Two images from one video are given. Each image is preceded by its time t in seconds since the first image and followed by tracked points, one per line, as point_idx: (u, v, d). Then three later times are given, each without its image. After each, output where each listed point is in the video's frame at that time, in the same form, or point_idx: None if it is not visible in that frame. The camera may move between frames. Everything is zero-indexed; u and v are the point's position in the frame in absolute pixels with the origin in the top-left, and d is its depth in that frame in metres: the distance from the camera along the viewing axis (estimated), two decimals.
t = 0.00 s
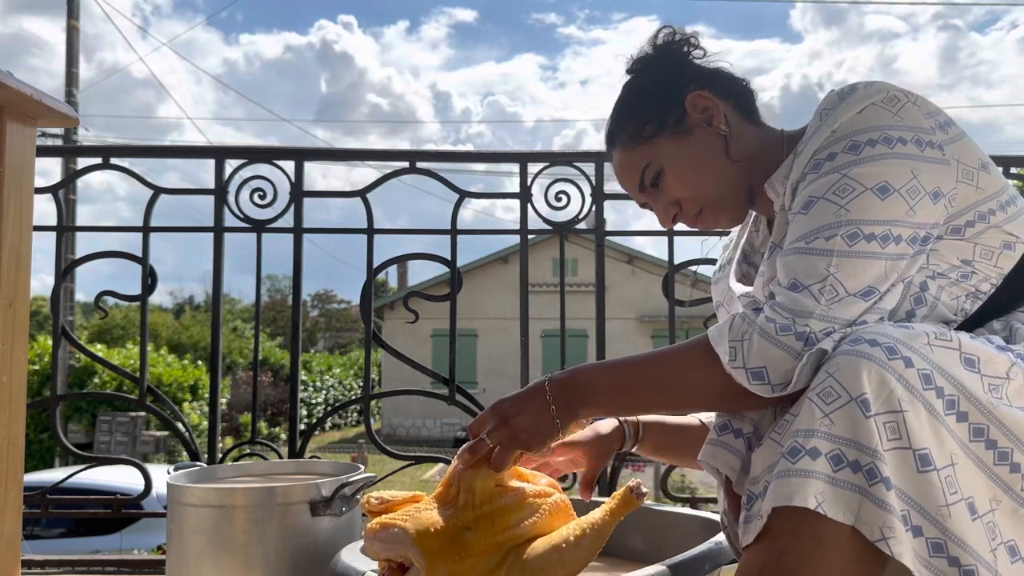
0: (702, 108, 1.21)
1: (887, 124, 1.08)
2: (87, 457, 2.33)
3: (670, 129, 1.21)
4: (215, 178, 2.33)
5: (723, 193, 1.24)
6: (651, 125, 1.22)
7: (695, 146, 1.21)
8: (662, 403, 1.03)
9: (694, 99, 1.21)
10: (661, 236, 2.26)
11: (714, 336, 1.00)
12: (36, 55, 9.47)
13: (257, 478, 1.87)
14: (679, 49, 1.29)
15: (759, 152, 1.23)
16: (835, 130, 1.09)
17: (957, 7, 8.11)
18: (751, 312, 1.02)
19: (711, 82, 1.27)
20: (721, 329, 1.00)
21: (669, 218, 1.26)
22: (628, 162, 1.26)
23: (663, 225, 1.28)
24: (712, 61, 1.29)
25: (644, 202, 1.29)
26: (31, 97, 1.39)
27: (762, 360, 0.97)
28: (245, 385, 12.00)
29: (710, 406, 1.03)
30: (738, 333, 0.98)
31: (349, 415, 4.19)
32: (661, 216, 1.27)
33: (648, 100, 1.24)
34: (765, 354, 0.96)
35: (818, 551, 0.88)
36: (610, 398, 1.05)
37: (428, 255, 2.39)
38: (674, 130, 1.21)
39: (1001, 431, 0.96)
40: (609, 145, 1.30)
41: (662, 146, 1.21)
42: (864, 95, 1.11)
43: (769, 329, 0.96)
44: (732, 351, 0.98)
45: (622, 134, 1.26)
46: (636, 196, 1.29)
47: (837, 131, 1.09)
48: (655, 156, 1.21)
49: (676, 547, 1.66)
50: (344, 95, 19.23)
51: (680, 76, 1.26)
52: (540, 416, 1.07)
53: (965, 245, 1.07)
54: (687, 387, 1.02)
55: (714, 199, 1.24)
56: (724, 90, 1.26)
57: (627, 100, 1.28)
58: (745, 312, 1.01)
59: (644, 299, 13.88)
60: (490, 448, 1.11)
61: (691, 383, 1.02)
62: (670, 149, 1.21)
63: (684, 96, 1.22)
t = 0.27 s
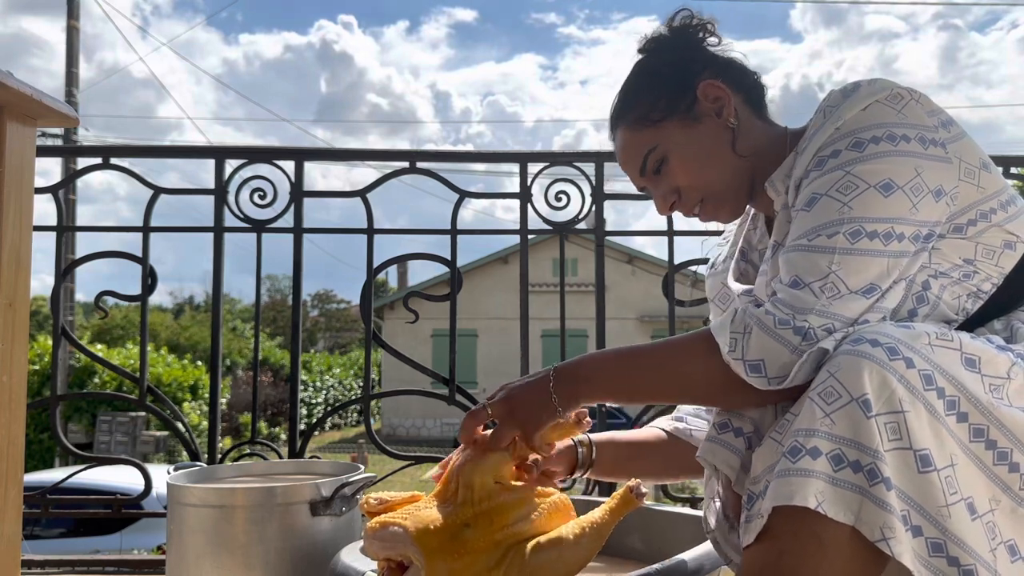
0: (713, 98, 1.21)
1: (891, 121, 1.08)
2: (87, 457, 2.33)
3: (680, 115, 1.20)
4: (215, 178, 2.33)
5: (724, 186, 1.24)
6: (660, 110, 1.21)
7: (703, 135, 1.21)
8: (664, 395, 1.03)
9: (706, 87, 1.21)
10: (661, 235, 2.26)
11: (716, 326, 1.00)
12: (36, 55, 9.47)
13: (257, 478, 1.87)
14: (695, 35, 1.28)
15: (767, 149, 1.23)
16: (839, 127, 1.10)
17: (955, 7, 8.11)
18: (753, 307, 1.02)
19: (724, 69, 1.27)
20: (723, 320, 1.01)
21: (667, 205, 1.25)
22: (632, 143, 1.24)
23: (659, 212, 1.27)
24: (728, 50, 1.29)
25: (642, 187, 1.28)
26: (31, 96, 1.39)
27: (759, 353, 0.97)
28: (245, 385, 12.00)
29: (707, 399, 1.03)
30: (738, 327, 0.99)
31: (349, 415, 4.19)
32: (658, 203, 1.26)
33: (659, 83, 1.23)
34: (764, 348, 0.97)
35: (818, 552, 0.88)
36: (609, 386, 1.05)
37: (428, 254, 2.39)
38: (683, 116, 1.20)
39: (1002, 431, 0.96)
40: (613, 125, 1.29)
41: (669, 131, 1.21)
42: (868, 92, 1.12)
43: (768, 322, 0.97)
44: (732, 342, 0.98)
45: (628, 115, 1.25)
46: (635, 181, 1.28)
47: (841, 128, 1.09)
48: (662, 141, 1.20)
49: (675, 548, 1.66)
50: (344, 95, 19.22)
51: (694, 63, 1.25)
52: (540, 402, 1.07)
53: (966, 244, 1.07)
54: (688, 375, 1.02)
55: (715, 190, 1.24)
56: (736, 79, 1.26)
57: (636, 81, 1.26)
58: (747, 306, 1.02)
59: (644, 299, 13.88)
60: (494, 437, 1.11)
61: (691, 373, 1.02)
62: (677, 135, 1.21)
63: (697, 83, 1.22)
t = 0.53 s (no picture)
0: (734, 87, 1.19)
1: (895, 123, 1.08)
2: (87, 457, 2.33)
3: (699, 100, 1.18)
4: (215, 178, 2.33)
5: (729, 180, 1.24)
6: (680, 89, 1.18)
7: (717, 124, 1.19)
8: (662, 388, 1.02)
9: (730, 75, 1.19)
10: (660, 236, 2.26)
11: (723, 330, 1.00)
12: (36, 55, 9.48)
13: (257, 478, 1.87)
14: (723, 16, 1.25)
15: (774, 145, 1.24)
16: (843, 128, 1.10)
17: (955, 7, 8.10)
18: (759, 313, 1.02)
19: (747, 56, 1.25)
20: (730, 324, 1.00)
21: (667, 189, 1.23)
22: (643, 121, 1.21)
23: (656, 194, 1.25)
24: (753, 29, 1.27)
25: (644, 166, 1.25)
26: (31, 97, 1.39)
27: (767, 362, 0.97)
28: (245, 385, 12.00)
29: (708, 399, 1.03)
30: (745, 337, 0.98)
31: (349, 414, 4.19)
32: (658, 185, 1.24)
33: (683, 61, 1.19)
34: (772, 356, 0.97)
35: (825, 556, 0.88)
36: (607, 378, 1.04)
37: (428, 254, 2.40)
38: (701, 101, 1.18)
39: (1006, 432, 0.96)
40: (623, 96, 1.25)
41: (685, 114, 1.18)
42: (872, 94, 1.12)
43: (777, 330, 0.97)
44: (739, 349, 0.98)
45: (643, 90, 1.21)
46: (636, 157, 1.26)
47: (845, 129, 1.09)
48: (675, 123, 1.18)
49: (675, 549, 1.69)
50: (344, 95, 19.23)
51: (719, 44, 1.22)
52: (537, 400, 1.05)
53: (968, 249, 1.07)
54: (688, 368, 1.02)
55: (718, 182, 1.23)
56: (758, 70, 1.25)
57: (657, 53, 1.22)
58: (753, 312, 1.01)
59: (643, 299, 13.87)
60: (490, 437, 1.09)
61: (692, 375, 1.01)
62: (691, 119, 1.18)
63: (722, 69, 1.20)
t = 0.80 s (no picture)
0: (754, 92, 1.16)
1: (899, 133, 1.07)
2: (87, 457, 2.33)
3: (716, 99, 1.14)
4: (215, 178, 2.33)
5: (732, 184, 1.21)
6: (697, 85, 1.14)
7: (729, 129, 1.16)
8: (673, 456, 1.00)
9: (752, 78, 1.16)
10: (660, 236, 2.26)
11: (717, 369, 0.99)
12: (35, 55, 9.48)
13: (257, 478, 1.87)
14: (749, 12, 1.21)
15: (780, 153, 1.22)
16: (846, 137, 1.09)
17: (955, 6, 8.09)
18: (750, 341, 1.01)
19: (770, 56, 1.21)
20: (722, 359, 0.99)
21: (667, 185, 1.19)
22: (652, 110, 1.17)
23: (654, 186, 1.21)
24: (782, 19, 1.25)
25: (645, 156, 1.21)
26: (31, 96, 1.39)
27: (772, 389, 0.96)
28: (245, 385, 12.01)
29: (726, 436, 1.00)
30: (740, 368, 0.98)
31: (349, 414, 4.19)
32: (657, 179, 1.20)
33: (704, 55, 1.15)
34: (775, 382, 0.96)
35: (826, 558, 0.88)
36: (612, 460, 1.01)
37: (428, 254, 2.39)
38: (718, 101, 1.14)
39: (1006, 433, 0.95)
40: (632, 81, 1.20)
41: (697, 112, 1.14)
42: (877, 101, 1.11)
43: (775, 356, 0.96)
44: (738, 385, 0.98)
45: (657, 77, 1.16)
46: (639, 146, 1.21)
47: (848, 138, 1.09)
48: (688, 121, 1.14)
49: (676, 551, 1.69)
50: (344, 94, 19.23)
51: (743, 41, 1.18)
52: (547, 511, 1.02)
53: (970, 257, 1.07)
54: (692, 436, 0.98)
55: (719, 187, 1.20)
56: (778, 74, 1.22)
57: (675, 40, 1.17)
58: (744, 342, 1.01)
59: (643, 299, 13.87)
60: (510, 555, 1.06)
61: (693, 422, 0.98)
62: (704, 118, 1.15)
63: (745, 71, 1.16)
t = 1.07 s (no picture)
0: (747, 109, 1.16)
1: (880, 136, 1.07)
2: (87, 457, 2.33)
3: (709, 116, 1.13)
4: (215, 178, 2.33)
5: (722, 198, 1.21)
6: (690, 102, 1.13)
7: (721, 146, 1.16)
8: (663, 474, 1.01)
9: (745, 94, 1.15)
10: (659, 236, 2.26)
11: (699, 384, 0.99)
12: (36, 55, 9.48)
13: (257, 478, 1.87)
14: (742, 25, 1.20)
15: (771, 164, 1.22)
16: (825, 142, 1.10)
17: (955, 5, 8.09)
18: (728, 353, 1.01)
19: (762, 66, 1.20)
20: (704, 375, 0.99)
21: (657, 198, 1.20)
22: (644, 124, 1.16)
23: (645, 201, 1.21)
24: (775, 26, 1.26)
25: (636, 168, 1.20)
26: (31, 96, 1.39)
27: (753, 396, 0.97)
28: (245, 385, 12.00)
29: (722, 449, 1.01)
30: (719, 376, 0.98)
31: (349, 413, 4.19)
32: (648, 193, 1.20)
33: (698, 71, 1.14)
34: (754, 389, 0.97)
35: (824, 559, 0.88)
36: (613, 494, 1.02)
37: (428, 255, 2.39)
38: (711, 119, 1.14)
39: (1002, 431, 0.95)
40: (622, 91, 1.19)
41: (691, 128, 1.14)
42: (857, 106, 1.12)
43: (753, 364, 0.97)
44: (720, 396, 0.97)
45: (649, 91, 1.15)
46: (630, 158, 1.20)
47: (827, 142, 1.09)
48: (680, 139, 1.13)
49: (672, 547, 1.74)
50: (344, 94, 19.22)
51: (736, 55, 1.17)
52: (553, 545, 1.07)
53: (960, 259, 1.07)
54: (683, 460, 0.99)
55: (709, 201, 1.20)
56: (769, 86, 1.21)
57: (668, 51, 1.16)
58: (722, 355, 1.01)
59: (644, 299, 13.87)
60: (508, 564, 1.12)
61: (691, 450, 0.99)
62: (697, 135, 1.14)
63: (738, 86, 1.15)
